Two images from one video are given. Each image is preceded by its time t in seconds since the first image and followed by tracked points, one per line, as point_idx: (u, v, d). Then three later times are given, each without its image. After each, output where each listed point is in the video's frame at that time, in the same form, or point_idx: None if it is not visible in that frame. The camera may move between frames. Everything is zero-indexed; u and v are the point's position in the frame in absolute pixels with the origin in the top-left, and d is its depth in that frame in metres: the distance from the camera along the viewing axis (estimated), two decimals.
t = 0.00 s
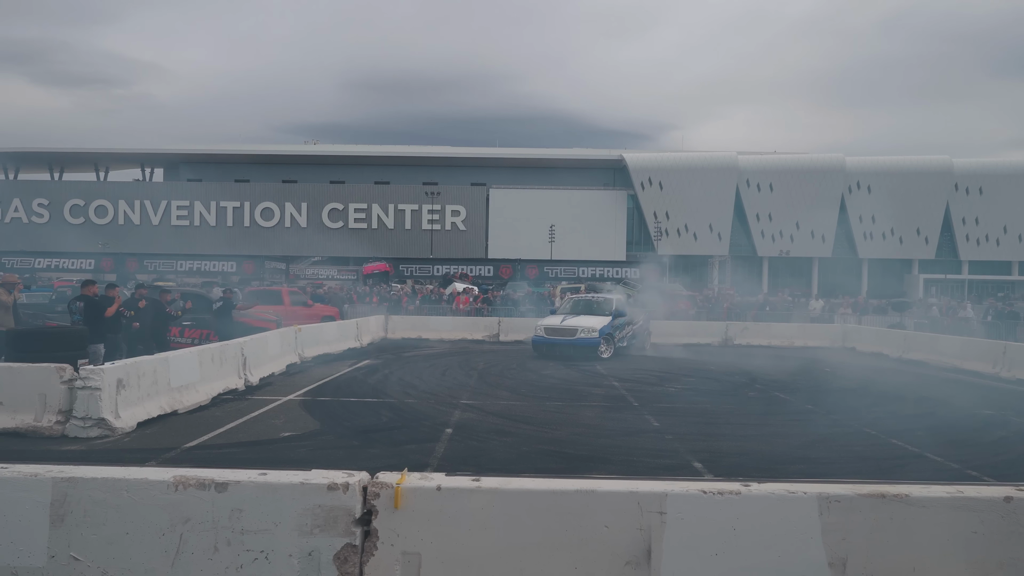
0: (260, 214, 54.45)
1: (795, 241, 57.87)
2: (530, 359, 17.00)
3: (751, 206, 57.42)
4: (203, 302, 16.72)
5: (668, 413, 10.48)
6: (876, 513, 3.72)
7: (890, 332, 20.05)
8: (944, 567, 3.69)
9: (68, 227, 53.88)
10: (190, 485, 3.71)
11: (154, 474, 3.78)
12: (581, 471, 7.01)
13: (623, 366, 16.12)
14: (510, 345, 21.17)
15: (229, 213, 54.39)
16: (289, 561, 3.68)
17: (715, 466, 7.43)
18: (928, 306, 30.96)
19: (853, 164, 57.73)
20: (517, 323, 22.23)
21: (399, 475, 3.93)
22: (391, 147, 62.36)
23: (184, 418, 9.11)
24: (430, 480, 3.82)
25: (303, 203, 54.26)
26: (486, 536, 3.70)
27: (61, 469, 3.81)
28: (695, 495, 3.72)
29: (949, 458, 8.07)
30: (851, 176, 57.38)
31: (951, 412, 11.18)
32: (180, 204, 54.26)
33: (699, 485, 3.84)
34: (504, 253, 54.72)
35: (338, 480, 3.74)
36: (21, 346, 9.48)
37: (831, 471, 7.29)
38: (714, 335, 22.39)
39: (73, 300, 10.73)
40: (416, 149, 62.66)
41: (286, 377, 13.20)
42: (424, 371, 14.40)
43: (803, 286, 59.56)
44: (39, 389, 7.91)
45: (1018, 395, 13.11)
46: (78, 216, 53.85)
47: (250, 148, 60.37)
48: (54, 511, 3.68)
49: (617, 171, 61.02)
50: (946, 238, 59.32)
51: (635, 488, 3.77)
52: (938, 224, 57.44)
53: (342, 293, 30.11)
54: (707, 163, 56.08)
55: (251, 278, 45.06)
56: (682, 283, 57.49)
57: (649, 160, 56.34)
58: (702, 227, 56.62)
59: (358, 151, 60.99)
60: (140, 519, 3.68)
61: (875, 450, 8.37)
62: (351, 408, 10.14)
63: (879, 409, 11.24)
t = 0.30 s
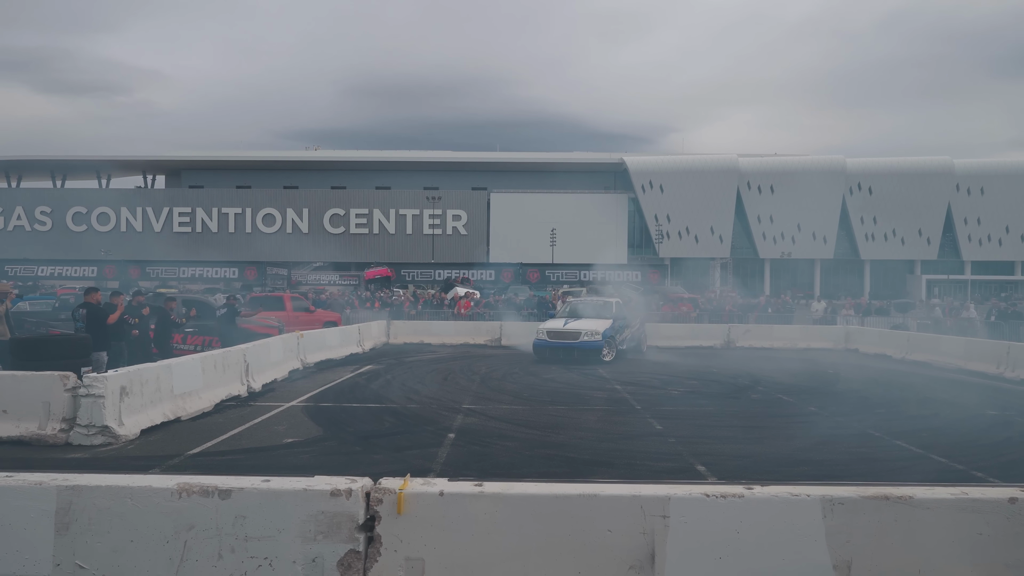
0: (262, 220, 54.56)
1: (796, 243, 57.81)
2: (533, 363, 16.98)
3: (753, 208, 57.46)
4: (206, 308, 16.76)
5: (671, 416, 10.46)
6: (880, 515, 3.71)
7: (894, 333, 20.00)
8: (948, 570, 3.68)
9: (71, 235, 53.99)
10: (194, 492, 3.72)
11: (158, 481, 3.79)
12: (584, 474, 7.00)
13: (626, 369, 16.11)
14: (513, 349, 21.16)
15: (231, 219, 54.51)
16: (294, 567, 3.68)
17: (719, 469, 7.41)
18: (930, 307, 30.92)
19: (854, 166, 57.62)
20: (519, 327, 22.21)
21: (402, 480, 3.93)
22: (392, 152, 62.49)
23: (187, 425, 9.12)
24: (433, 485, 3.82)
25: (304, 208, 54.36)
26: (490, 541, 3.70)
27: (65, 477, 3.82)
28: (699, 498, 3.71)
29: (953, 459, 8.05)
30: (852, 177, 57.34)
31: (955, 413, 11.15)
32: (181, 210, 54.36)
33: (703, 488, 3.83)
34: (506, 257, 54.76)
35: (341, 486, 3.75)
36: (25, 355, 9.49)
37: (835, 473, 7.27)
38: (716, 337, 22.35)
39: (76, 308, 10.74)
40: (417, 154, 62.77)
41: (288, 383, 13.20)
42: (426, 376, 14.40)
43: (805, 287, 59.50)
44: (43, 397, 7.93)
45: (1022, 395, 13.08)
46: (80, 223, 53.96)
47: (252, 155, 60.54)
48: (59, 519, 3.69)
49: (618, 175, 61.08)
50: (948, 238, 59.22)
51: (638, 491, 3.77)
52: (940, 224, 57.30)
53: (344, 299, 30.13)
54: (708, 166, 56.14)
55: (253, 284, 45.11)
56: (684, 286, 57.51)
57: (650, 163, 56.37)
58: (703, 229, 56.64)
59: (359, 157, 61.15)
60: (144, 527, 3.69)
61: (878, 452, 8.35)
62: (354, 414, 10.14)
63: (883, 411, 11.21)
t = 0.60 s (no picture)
0: (262, 230, 54.57)
1: (796, 242, 57.83)
2: (535, 367, 16.99)
3: (752, 208, 57.43)
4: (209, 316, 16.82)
5: (673, 417, 10.46)
6: (881, 512, 3.71)
7: (895, 330, 20.02)
8: (950, 565, 3.69)
9: (72, 248, 54.07)
10: (197, 503, 3.72)
11: (161, 492, 3.80)
12: (587, 478, 7.00)
13: (628, 371, 16.13)
14: (514, 354, 21.17)
15: (231, 230, 54.56)
16: None
17: (722, 469, 7.41)
18: (931, 303, 30.93)
19: (853, 164, 57.62)
20: (521, 331, 22.19)
21: (404, 487, 3.93)
22: (390, 160, 62.61)
23: (190, 436, 9.13)
24: (437, 490, 3.82)
25: (304, 217, 54.42)
26: (494, 547, 3.70)
27: (68, 489, 3.83)
28: (701, 499, 3.72)
29: (956, 455, 8.04)
30: (850, 175, 57.31)
31: (957, 408, 11.16)
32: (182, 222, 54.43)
33: (706, 488, 3.83)
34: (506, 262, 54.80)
35: (344, 493, 3.75)
36: (27, 368, 9.51)
37: (838, 471, 7.26)
38: (718, 337, 22.32)
39: (78, 320, 10.74)
40: (415, 161, 62.89)
41: (291, 391, 13.20)
42: (429, 382, 14.38)
43: (806, 286, 59.48)
44: (46, 410, 7.95)
45: None
46: (81, 236, 54.04)
47: (250, 164, 60.65)
48: (62, 532, 3.70)
49: (617, 177, 61.14)
50: (948, 233, 59.22)
51: (640, 493, 3.77)
52: (940, 220, 57.30)
53: (346, 306, 30.16)
54: (706, 167, 56.20)
55: (254, 294, 45.00)
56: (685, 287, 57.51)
57: (648, 165, 56.42)
58: (703, 230, 56.66)
59: (357, 164, 61.20)
60: (147, 538, 3.69)
61: (881, 449, 8.35)
62: (357, 421, 10.15)
63: (885, 408, 11.23)
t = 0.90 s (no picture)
0: (261, 234, 54.62)
1: (794, 241, 57.90)
2: (534, 369, 17.00)
3: (750, 208, 57.50)
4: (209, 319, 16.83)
5: (672, 418, 10.47)
6: (879, 510, 3.72)
7: (893, 329, 20.06)
8: (949, 562, 3.69)
9: (70, 254, 54.08)
10: (195, 507, 3.73)
11: (159, 497, 3.80)
12: (586, 479, 7.00)
13: (626, 372, 16.15)
14: (513, 355, 21.17)
15: (229, 234, 54.61)
16: None
17: (721, 469, 7.42)
18: (929, 301, 30.97)
19: (850, 163, 57.68)
20: (519, 333, 22.18)
21: (403, 489, 3.94)
22: (388, 162, 62.64)
23: (189, 441, 9.12)
24: (435, 493, 3.83)
25: (302, 221, 54.46)
26: (492, 548, 3.70)
27: (66, 494, 3.84)
28: (699, 498, 3.73)
29: (955, 453, 8.05)
30: (847, 174, 57.36)
31: (955, 407, 11.19)
32: (180, 226, 54.45)
33: (703, 488, 3.85)
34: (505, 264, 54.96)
35: (342, 496, 3.76)
36: (26, 374, 9.51)
37: (837, 470, 7.26)
38: (717, 337, 22.33)
39: (76, 326, 10.74)
40: (413, 164, 62.92)
41: (290, 395, 13.19)
42: (427, 385, 14.38)
43: (804, 285, 59.53)
44: (44, 416, 7.94)
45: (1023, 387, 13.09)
46: (79, 242, 54.07)
47: (248, 168, 60.66)
48: (60, 538, 3.70)
49: (615, 178, 61.23)
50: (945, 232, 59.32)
51: (638, 494, 3.78)
52: (937, 219, 57.38)
53: (344, 309, 30.14)
54: (702, 167, 56.31)
55: (253, 297, 44.95)
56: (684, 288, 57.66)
57: (646, 165, 56.48)
58: (701, 231, 56.72)
59: (355, 168, 61.25)
60: (145, 543, 3.70)
61: (879, 448, 8.36)
62: (356, 424, 10.15)
63: (883, 406, 11.25)
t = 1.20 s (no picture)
0: (255, 234, 54.51)
1: (788, 241, 58.09)
2: (528, 369, 17.03)
3: (744, 208, 57.68)
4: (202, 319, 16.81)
5: (665, 417, 10.51)
6: (866, 508, 3.74)
7: (884, 329, 20.17)
8: (936, 559, 3.72)
9: (62, 254, 53.78)
10: (186, 508, 3.73)
11: (150, 498, 3.80)
12: (579, 479, 7.02)
13: (621, 371, 16.18)
14: (507, 356, 21.18)
15: (223, 234, 54.46)
16: None
17: (714, 468, 7.45)
18: (921, 301, 31.18)
19: (843, 163, 57.91)
20: (514, 334, 22.18)
21: (395, 489, 3.95)
22: (383, 163, 62.57)
23: (182, 442, 9.11)
24: (427, 493, 3.84)
25: (297, 221, 54.40)
26: (484, 548, 3.71)
27: (56, 496, 3.83)
28: (689, 497, 3.75)
29: (944, 451, 8.10)
30: (840, 175, 57.60)
31: (945, 405, 11.26)
32: (173, 226, 54.20)
33: (694, 487, 3.86)
34: (500, 264, 54.99)
35: (335, 496, 3.77)
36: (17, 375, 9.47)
37: (827, 469, 7.30)
38: (711, 337, 22.40)
39: (68, 327, 10.70)
40: (408, 164, 62.85)
41: (284, 396, 13.16)
42: (422, 385, 14.37)
43: (798, 285, 59.77)
44: (34, 417, 7.90)
45: (1012, 386, 13.18)
46: (70, 242, 53.77)
47: (242, 168, 60.44)
48: (50, 541, 3.69)
49: (609, 178, 61.34)
50: (936, 232, 59.62)
51: (629, 492, 3.80)
52: (928, 219, 57.69)
53: (339, 309, 30.07)
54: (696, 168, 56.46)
55: (247, 298, 44.78)
56: (679, 288, 57.87)
57: (641, 166, 56.60)
58: (696, 231, 56.83)
59: (350, 168, 61.17)
60: (136, 544, 3.70)
61: (870, 447, 8.41)
62: (350, 425, 10.14)
63: (874, 405, 11.32)
